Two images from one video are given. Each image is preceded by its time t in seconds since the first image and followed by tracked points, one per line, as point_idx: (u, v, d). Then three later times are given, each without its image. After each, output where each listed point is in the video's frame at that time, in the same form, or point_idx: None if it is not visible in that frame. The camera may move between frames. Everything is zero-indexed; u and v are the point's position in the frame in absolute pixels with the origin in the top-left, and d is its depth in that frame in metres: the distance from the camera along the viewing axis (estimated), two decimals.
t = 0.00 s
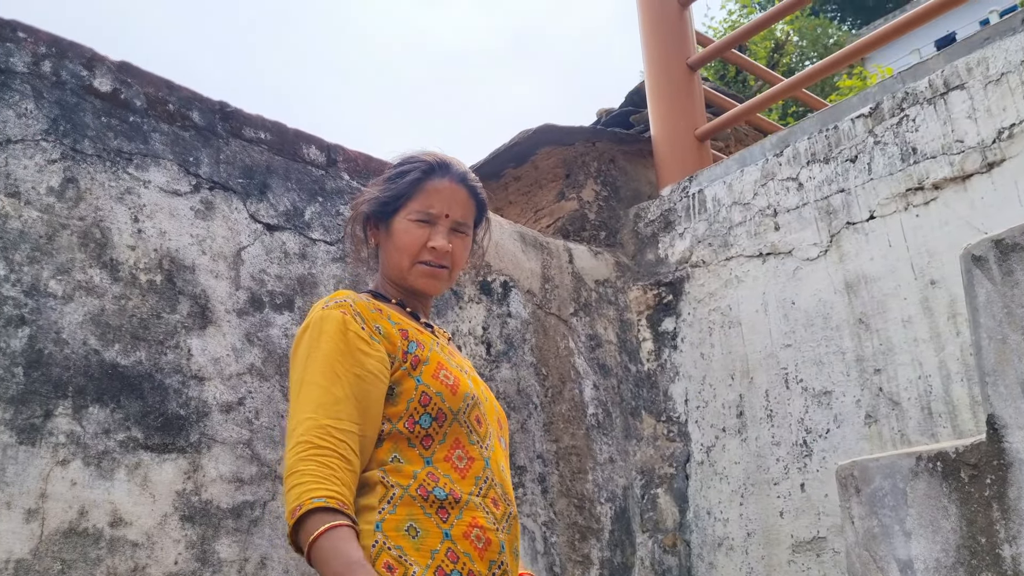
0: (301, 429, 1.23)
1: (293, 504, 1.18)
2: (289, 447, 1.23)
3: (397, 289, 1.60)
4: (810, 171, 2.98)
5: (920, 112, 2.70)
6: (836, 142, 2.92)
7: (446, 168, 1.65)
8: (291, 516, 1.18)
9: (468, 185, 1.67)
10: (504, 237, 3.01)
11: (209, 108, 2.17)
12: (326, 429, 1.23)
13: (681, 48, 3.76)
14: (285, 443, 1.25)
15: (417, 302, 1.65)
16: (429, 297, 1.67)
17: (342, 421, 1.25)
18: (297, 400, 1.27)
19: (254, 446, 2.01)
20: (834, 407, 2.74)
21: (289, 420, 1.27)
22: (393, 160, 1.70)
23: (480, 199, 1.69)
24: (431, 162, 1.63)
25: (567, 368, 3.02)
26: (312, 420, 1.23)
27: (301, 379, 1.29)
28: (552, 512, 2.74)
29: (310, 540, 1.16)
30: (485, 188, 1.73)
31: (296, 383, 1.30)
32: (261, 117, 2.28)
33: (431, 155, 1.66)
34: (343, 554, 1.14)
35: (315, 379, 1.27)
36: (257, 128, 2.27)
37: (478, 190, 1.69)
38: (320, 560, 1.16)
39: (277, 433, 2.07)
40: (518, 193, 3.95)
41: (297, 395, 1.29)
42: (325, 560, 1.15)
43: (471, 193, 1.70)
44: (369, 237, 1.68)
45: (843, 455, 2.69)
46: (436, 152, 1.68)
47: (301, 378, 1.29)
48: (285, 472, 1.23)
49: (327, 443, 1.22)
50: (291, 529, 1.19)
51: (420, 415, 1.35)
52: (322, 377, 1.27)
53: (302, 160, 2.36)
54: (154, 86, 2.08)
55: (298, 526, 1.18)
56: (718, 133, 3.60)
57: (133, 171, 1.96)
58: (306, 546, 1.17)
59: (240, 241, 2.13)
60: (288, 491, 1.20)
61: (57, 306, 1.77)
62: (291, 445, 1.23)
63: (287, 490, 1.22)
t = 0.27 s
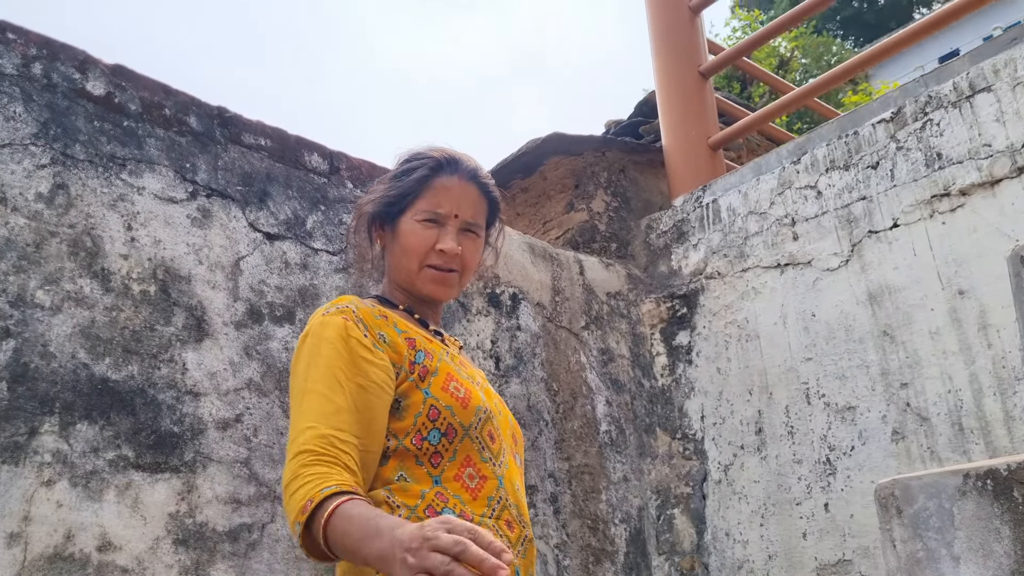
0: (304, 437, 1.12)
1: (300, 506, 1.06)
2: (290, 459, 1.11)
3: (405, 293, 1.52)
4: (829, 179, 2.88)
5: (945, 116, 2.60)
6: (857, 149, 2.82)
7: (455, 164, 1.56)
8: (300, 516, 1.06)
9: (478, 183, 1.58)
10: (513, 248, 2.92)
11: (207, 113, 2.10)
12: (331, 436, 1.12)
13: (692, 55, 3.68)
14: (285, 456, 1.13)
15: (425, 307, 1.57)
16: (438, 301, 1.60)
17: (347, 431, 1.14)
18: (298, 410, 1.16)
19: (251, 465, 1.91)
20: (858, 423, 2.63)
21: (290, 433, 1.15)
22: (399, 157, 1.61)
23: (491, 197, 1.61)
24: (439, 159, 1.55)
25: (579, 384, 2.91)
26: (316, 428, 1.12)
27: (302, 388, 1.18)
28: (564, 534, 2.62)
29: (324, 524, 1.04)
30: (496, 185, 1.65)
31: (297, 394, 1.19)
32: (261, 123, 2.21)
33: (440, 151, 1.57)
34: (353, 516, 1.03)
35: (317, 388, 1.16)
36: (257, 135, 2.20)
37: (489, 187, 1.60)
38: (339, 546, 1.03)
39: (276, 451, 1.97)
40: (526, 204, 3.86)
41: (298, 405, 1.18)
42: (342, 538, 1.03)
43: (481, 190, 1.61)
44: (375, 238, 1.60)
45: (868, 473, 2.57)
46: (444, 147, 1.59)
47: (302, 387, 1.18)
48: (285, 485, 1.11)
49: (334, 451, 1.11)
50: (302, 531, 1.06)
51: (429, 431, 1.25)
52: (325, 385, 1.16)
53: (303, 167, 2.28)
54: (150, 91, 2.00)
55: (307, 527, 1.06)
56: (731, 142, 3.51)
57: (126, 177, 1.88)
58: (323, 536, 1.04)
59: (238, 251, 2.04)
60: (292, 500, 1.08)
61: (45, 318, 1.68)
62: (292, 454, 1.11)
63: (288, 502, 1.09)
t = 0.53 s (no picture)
0: (294, 443, 0.99)
1: (288, 502, 0.93)
2: (278, 467, 0.99)
3: (412, 294, 1.41)
4: (853, 186, 2.77)
5: (976, 119, 2.48)
6: (882, 154, 2.71)
7: (468, 156, 1.44)
8: (290, 514, 0.93)
9: (492, 175, 1.47)
10: (524, 259, 2.81)
11: (203, 114, 2.00)
12: (325, 445, 0.99)
13: (706, 63, 3.59)
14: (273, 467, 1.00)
15: (435, 312, 1.45)
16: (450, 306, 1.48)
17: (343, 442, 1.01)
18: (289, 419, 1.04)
19: (248, 487, 1.79)
20: (891, 442, 2.48)
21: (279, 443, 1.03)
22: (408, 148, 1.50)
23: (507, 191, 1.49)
24: (449, 149, 1.43)
25: (593, 401, 2.78)
26: (309, 434, 1.00)
27: (294, 395, 1.05)
28: (580, 560, 2.48)
29: (313, 499, 0.91)
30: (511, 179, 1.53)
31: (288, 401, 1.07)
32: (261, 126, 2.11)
33: (451, 141, 1.46)
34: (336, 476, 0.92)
35: (311, 394, 1.03)
36: (256, 138, 2.10)
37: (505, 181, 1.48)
38: (334, 514, 0.90)
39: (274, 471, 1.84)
40: (534, 217, 3.76)
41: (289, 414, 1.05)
42: (331, 501, 0.90)
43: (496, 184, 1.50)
44: (382, 235, 1.49)
45: (902, 495, 2.43)
46: (455, 138, 1.48)
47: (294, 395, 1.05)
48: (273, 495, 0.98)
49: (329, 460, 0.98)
50: (295, 529, 0.93)
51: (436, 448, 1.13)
52: (320, 391, 1.04)
53: (304, 172, 2.17)
54: (143, 90, 1.91)
55: (298, 524, 0.93)
56: (747, 151, 3.40)
57: (116, 179, 1.77)
58: (316, 516, 0.91)
59: (235, 258, 1.93)
60: (280, 507, 0.95)
61: (26, 327, 1.56)
62: (280, 461, 0.99)
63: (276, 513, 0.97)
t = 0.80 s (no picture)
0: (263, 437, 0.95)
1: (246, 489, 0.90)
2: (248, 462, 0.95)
3: (414, 285, 1.30)
4: (873, 184, 2.67)
5: (1003, 112, 2.38)
6: (903, 150, 2.61)
7: (470, 136, 1.35)
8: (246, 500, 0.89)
9: (497, 156, 1.37)
10: (530, 260, 2.71)
11: (196, 104, 1.92)
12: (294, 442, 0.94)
13: (716, 62, 3.50)
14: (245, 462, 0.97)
15: (441, 306, 1.34)
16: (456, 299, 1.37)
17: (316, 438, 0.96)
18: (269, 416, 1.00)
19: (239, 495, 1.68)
20: (916, 450, 2.37)
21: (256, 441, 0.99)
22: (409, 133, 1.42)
23: (514, 173, 1.39)
24: (451, 129, 1.35)
25: (603, 408, 2.67)
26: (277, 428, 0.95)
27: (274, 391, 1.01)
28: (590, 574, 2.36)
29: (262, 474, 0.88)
30: (519, 161, 1.43)
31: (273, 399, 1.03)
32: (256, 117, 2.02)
33: (453, 122, 1.37)
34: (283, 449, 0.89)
35: (287, 388, 0.99)
36: (251, 130, 2.01)
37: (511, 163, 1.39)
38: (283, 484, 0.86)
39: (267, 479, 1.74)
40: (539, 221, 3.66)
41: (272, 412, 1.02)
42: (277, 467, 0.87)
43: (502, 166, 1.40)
44: (382, 225, 1.39)
45: (929, 506, 2.31)
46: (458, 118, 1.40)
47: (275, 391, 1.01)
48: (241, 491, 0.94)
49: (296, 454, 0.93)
50: (254, 516, 0.89)
51: (430, 451, 1.03)
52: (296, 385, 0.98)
53: (302, 166, 2.08)
54: (132, 78, 1.82)
55: (256, 511, 0.89)
56: (759, 151, 3.31)
57: (101, 169, 1.69)
58: (268, 491, 0.87)
59: (228, 254, 1.84)
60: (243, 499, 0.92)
61: (2, 323, 1.46)
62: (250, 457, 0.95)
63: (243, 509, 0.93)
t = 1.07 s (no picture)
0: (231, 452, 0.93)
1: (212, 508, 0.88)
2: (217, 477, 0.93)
3: (404, 282, 1.26)
4: (881, 182, 2.60)
5: (1014, 107, 2.32)
6: (912, 148, 2.55)
7: (457, 127, 1.31)
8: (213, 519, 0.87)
9: (486, 146, 1.33)
10: (529, 261, 2.65)
11: (184, 97, 1.87)
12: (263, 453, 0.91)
13: (718, 60, 3.45)
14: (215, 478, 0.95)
15: (431, 305, 1.29)
16: (447, 298, 1.32)
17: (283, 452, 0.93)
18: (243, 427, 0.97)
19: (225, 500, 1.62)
20: (926, 455, 2.30)
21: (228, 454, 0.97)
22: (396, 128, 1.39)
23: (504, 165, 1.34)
24: (436, 120, 1.31)
25: (604, 413, 2.60)
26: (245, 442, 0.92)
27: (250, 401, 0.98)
28: None
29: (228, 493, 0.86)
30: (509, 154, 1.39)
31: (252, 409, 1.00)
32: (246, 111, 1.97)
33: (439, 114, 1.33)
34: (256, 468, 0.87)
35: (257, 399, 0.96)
36: (241, 124, 1.96)
37: (501, 152, 1.34)
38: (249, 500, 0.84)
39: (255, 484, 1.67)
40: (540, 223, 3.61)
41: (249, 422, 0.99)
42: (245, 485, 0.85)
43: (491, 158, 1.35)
44: (370, 223, 1.35)
45: (940, 513, 2.24)
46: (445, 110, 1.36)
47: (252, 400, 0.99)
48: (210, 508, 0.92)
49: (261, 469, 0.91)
50: (221, 536, 0.87)
51: (408, 453, 0.99)
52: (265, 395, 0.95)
53: (294, 162, 2.03)
54: (118, 69, 1.78)
55: (224, 530, 0.87)
56: (763, 150, 3.25)
57: (83, 162, 1.64)
58: (234, 511, 0.85)
59: (215, 251, 1.78)
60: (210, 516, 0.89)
61: None
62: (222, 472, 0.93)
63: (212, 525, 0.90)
